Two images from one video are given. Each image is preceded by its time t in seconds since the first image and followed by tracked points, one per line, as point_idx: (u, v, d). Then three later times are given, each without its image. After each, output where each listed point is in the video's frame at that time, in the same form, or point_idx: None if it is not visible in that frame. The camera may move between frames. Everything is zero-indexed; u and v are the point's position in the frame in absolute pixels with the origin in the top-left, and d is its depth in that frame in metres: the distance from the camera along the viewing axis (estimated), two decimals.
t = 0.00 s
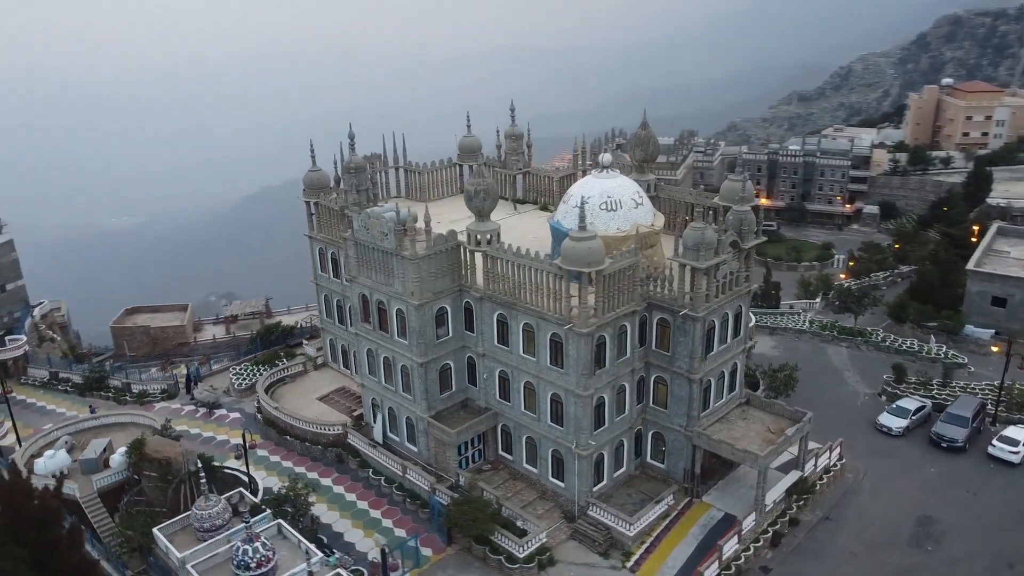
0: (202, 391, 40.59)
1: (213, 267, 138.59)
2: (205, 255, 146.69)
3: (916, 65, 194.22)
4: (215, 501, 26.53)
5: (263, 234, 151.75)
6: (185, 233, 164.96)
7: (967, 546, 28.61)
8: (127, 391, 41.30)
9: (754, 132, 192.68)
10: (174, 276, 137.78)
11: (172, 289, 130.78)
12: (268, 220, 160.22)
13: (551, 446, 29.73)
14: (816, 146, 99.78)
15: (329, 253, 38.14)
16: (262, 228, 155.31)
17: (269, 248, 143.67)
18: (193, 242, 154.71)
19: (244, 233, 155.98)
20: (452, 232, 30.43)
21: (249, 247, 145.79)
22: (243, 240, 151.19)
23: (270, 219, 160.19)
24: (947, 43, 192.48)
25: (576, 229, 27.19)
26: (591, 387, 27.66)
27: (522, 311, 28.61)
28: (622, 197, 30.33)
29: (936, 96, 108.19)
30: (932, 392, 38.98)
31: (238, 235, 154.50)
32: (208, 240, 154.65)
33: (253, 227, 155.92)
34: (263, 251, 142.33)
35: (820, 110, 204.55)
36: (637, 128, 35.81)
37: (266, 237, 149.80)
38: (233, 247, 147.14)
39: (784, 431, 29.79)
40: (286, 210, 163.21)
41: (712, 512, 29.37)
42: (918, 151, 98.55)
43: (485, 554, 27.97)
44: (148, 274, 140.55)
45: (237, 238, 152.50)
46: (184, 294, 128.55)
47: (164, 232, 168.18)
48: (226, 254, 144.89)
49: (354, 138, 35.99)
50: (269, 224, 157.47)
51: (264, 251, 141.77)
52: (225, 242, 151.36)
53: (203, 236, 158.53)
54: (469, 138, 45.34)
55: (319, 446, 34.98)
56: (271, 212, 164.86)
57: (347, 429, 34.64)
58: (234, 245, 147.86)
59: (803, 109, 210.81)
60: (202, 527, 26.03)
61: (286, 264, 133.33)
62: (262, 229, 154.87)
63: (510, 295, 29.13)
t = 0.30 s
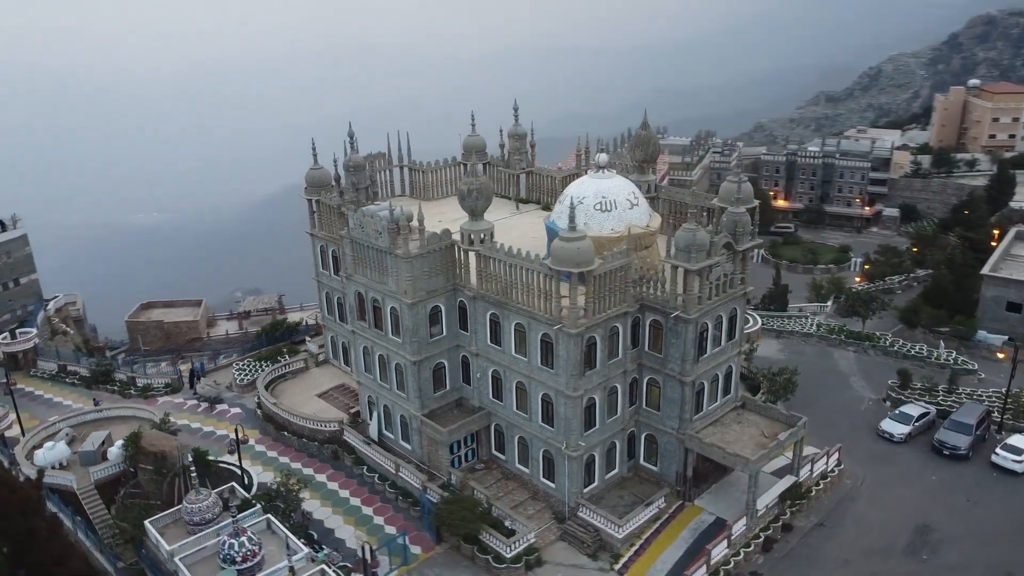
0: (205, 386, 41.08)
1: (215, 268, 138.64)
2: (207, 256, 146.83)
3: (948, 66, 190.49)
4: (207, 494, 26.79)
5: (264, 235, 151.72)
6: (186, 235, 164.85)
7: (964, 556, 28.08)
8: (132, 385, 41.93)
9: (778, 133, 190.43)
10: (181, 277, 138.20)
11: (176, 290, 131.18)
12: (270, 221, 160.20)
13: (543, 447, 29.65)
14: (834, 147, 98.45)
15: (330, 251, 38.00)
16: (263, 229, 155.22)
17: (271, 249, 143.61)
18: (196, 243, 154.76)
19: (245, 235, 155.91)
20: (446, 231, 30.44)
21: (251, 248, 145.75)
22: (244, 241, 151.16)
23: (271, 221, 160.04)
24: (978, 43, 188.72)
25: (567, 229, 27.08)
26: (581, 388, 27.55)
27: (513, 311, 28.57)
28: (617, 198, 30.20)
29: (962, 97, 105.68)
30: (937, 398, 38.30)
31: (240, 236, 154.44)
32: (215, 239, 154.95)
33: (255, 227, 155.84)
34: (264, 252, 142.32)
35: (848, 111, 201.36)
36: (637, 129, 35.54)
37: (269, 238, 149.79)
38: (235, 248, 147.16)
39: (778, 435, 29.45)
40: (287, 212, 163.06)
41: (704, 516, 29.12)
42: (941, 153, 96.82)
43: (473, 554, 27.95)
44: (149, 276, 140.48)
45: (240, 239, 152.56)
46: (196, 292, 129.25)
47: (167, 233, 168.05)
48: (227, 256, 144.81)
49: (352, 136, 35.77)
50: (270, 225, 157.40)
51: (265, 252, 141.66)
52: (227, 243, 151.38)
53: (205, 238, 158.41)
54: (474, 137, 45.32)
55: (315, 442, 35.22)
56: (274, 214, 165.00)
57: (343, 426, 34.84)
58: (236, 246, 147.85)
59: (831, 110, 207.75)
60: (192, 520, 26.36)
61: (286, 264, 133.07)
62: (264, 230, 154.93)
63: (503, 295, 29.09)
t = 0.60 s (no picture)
0: (208, 380, 41.60)
1: (229, 264, 139.36)
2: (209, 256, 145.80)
3: (984, 68, 186.15)
4: (197, 487, 26.87)
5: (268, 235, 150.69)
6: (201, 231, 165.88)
7: (958, 567, 27.52)
8: (138, 378, 42.65)
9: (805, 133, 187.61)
10: (201, 270, 139.63)
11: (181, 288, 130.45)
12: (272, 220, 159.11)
13: (532, 447, 29.59)
14: (856, 149, 96.91)
15: (330, 248, 38.10)
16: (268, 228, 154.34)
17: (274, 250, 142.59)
18: (196, 242, 153.32)
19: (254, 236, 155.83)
20: (439, 230, 30.47)
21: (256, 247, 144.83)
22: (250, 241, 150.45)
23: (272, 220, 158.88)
24: (1015, 45, 184.22)
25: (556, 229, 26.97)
26: (569, 389, 27.45)
27: (503, 310, 28.54)
28: (610, 198, 29.98)
29: (993, 99, 102.95)
30: (942, 406, 37.58)
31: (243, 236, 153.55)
32: (236, 234, 156.33)
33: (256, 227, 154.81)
34: (283, 248, 143.46)
35: (877, 112, 197.81)
36: (638, 130, 35.31)
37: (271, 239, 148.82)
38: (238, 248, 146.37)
39: (770, 440, 29.08)
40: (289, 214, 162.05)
41: (693, 520, 28.84)
42: (968, 156, 94.73)
43: (459, 553, 27.97)
44: (156, 273, 140.46)
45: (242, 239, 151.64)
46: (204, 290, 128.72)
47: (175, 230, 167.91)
48: (226, 257, 143.52)
49: (352, 134, 35.89)
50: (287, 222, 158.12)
51: (269, 251, 140.72)
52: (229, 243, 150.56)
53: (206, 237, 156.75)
54: (479, 136, 45.32)
55: (311, 438, 35.48)
56: (290, 212, 165.31)
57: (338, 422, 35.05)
58: (239, 246, 146.96)
59: (861, 112, 204.14)
60: (181, 513, 26.42)
61: (301, 261, 133.60)
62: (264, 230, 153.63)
63: (493, 294, 29.07)
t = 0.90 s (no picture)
0: (210, 375, 42.10)
1: (247, 259, 140.36)
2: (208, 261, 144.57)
3: (1017, 69, 181.89)
4: (189, 481, 27.31)
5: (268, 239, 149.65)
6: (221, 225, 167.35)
7: None
8: (143, 372, 43.31)
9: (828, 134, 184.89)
10: (220, 263, 140.93)
11: (185, 284, 129.12)
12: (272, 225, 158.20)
13: (523, 448, 29.55)
14: (875, 151, 95.43)
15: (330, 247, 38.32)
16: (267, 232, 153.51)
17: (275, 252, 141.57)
18: (200, 243, 152.49)
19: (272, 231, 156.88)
20: (433, 229, 30.49)
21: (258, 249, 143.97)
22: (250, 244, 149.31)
23: (276, 223, 158.40)
24: None
25: (546, 229, 26.87)
26: (558, 390, 27.36)
27: (494, 310, 28.54)
28: (604, 199, 29.83)
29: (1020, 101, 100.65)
30: (945, 413, 36.95)
31: (242, 240, 152.47)
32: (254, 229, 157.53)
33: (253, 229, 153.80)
34: (300, 244, 144.22)
35: (904, 113, 194.30)
36: (637, 131, 35.12)
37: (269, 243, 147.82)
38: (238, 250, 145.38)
39: (762, 445, 28.74)
40: (293, 217, 161.68)
41: (683, 524, 28.62)
42: (993, 159, 92.72)
43: (447, 552, 28.01)
44: (174, 266, 141.89)
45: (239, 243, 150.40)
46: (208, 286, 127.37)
47: (195, 224, 169.46)
48: (229, 258, 142.64)
49: (352, 132, 35.79)
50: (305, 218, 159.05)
51: (285, 248, 141.36)
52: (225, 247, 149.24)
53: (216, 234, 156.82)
54: (482, 136, 45.35)
55: (308, 434, 35.75)
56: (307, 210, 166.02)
57: (334, 420, 35.28)
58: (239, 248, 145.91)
59: (887, 112, 200.70)
60: (172, 507, 26.88)
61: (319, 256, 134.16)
62: (263, 235, 152.29)
63: (485, 294, 29.06)
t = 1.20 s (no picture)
0: (214, 369, 42.64)
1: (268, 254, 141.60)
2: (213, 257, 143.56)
3: None
4: (180, 475, 27.48)
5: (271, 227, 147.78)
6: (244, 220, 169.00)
7: None
8: (149, 366, 44.03)
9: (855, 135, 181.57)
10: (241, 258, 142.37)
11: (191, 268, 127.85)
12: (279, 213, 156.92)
13: (512, 449, 29.52)
14: (898, 153, 93.66)
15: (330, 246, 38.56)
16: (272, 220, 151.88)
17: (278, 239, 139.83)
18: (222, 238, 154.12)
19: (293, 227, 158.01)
20: (427, 228, 30.55)
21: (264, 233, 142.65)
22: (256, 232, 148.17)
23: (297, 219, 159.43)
24: None
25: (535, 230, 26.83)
26: (546, 391, 27.29)
27: (484, 311, 28.54)
28: (597, 200, 29.74)
29: None
30: (950, 422, 36.24)
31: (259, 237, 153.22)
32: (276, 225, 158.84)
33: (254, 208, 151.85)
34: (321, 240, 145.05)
35: (936, 114, 189.95)
36: (637, 132, 34.90)
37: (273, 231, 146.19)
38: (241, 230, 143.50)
39: (754, 450, 28.40)
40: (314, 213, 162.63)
41: (672, 529, 28.38)
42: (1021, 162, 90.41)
43: (433, 551, 28.08)
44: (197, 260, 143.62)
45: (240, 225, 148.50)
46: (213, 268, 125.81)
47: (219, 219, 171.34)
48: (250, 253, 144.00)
49: (352, 132, 35.79)
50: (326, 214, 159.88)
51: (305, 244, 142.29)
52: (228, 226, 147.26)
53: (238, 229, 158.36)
54: (487, 136, 45.30)
55: (305, 431, 36.06)
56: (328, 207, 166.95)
57: (331, 417, 35.54)
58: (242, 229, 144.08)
59: (918, 113, 196.52)
60: (163, 500, 27.09)
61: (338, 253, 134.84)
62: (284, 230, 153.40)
63: (475, 294, 29.05)
